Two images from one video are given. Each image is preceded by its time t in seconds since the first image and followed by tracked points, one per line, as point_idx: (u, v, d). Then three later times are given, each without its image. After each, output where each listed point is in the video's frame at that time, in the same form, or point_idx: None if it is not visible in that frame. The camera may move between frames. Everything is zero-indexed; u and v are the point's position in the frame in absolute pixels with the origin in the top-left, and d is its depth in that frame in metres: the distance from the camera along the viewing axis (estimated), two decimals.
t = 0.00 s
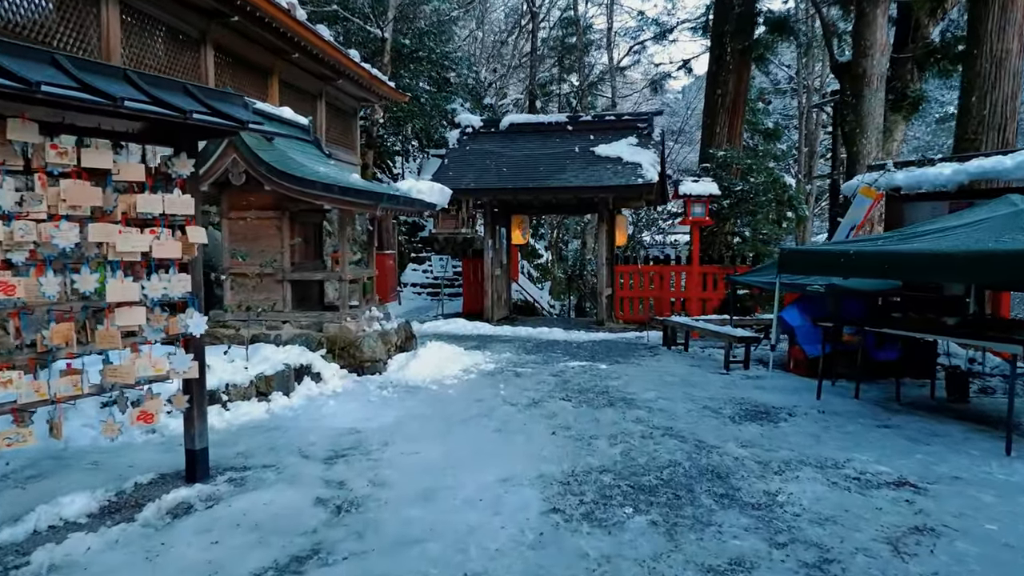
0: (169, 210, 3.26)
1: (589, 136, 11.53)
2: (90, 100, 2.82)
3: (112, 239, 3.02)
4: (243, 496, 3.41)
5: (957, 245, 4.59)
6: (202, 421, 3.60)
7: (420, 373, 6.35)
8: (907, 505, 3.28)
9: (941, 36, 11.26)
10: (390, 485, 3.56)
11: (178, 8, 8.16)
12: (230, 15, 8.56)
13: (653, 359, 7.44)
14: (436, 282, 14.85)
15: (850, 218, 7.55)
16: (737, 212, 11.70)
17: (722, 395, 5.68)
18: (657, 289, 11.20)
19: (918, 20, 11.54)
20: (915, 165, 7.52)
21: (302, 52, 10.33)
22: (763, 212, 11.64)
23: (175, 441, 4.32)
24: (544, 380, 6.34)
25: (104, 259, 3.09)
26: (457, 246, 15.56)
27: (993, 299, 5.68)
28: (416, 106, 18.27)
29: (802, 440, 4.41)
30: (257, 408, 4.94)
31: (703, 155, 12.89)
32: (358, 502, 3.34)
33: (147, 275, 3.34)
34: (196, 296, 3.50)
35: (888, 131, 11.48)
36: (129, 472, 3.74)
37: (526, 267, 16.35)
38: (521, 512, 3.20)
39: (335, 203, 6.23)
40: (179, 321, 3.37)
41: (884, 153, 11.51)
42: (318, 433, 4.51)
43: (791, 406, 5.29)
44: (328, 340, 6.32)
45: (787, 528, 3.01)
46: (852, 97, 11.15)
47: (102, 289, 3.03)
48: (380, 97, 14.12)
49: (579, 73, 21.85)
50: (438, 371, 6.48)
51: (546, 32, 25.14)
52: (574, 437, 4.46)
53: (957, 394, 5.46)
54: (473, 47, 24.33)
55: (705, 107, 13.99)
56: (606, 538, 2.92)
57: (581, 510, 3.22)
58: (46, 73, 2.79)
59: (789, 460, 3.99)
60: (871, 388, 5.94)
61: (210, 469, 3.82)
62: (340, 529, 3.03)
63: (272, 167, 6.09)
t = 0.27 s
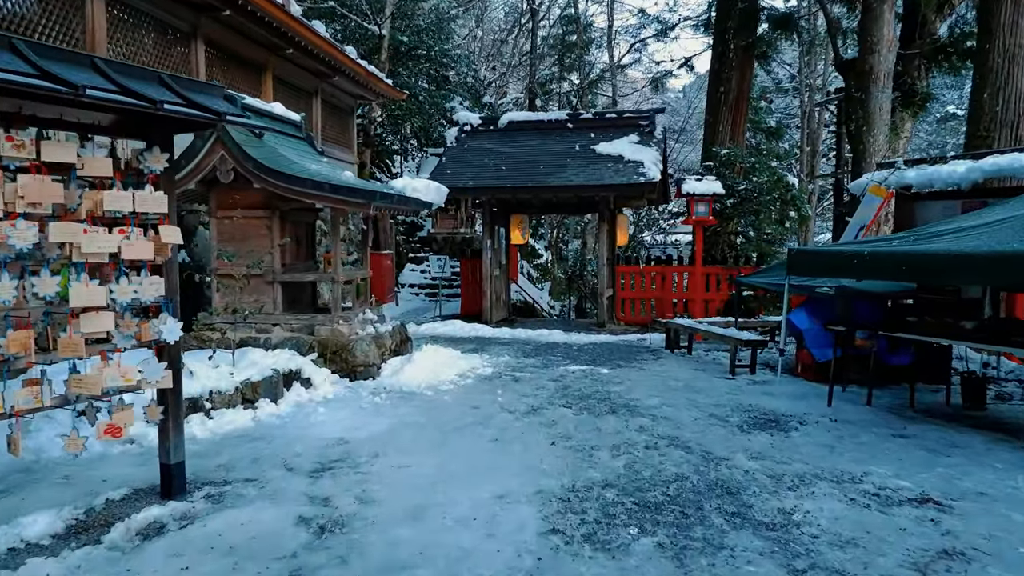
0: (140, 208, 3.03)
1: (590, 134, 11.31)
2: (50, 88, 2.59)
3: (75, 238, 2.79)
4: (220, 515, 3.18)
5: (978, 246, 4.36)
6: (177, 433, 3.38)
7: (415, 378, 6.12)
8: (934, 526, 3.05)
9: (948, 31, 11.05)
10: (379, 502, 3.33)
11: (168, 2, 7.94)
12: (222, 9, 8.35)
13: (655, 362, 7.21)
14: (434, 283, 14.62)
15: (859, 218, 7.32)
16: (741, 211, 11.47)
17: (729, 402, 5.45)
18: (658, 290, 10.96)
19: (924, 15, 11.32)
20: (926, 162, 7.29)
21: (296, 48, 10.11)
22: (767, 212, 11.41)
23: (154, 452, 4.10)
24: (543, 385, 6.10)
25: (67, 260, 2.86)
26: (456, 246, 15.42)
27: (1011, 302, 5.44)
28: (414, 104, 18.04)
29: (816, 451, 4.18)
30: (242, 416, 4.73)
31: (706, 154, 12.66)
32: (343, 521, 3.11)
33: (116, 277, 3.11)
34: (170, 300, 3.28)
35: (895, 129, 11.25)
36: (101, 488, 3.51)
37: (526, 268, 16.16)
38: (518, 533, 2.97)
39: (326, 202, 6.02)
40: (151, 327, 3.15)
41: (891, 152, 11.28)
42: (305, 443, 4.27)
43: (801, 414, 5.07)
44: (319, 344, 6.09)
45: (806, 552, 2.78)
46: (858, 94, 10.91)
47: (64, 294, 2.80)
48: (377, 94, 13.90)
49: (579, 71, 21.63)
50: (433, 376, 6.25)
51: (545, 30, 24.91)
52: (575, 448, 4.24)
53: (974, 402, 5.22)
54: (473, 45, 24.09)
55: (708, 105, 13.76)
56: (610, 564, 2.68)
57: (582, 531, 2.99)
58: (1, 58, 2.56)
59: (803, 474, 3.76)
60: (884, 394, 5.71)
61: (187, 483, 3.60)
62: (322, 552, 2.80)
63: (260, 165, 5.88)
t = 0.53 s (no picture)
0: (107, 203, 2.79)
1: (591, 132, 11.07)
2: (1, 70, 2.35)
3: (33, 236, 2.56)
4: (195, 536, 2.94)
5: (1005, 246, 4.11)
6: (150, 446, 3.14)
7: (409, 383, 5.88)
8: (967, 548, 2.82)
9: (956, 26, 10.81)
10: (367, 521, 3.10)
11: None
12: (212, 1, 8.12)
13: (659, 366, 6.98)
14: (432, 284, 14.40)
15: (869, 217, 7.16)
16: (745, 211, 11.23)
17: (737, 409, 5.22)
18: (660, 292, 10.75)
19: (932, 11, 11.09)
20: (939, 160, 7.06)
21: (290, 43, 9.89)
22: (772, 211, 11.18)
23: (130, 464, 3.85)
24: (543, 391, 5.87)
25: (26, 260, 2.62)
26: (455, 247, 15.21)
27: None
28: (412, 103, 17.81)
29: (832, 463, 3.95)
30: (227, 425, 4.49)
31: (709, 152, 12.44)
32: (328, 543, 2.88)
33: (82, 279, 2.87)
34: (141, 303, 3.04)
35: (902, 127, 11.02)
36: (69, 504, 3.27)
37: (525, 268, 15.94)
38: (517, 556, 2.73)
39: (317, 200, 5.78)
40: (119, 332, 2.91)
41: (898, 150, 11.05)
42: (292, 455, 4.04)
43: (814, 422, 4.84)
44: (310, 348, 5.87)
45: None
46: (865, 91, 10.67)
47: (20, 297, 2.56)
48: (373, 91, 13.67)
49: (579, 70, 21.40)
50: (428, 381, 6.01)
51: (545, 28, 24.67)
52: (577, 460, 4.00)
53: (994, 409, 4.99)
54: (472, 43, 23.84)
55: (710, 103, 13.53)
56: None
57: (586, 555, 2.75)
58: None
59: (821, 489, 3.53)
60: (898, 400, 5.49)
61: (163, 499, 3.35)
62: None
63: (248, 160, 5.64)
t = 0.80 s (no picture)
0: (69, 197, 2.57)
1: (592, 130, 10.83)
2: None
3: None
4: (167, 558, 2.71)
5: None
6: (120, 460, 2.91)
7: (404, 388, 5.65)
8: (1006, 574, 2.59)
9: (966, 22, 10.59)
10: (354, 541, 2.87)
11: None
12: None
13: (664, 370, 6.74)
14: (430, 285, 14.18)
15: (881, 215, 6.86)
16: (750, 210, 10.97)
17: (746, 416, 4.99)
18: (663, 293, 10.53)
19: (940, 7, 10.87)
20: (953, 157, 6.84)
21: (284, 37, 9.67)
22: (777, 211, 10.94)
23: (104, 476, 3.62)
24: (543, 396, 5.64)
25: None
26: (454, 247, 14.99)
27: None
28: (411, 101, 17.59)
29: (851, 476, 3.72)
30: (211, 434, 4.26)
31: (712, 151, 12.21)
32: (310, 567, 2.65)
33: (43, 279, 2.65)
34: (108, 306, 2.81)
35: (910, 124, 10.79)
36: (33, 522, 3.03)
37: (525, 269, 15.71)
38: None
39: (308, 198, 5.54)
40: (84, 337, 2.67)
41: (906, 148, 10.82)
42: (277, 466, 3.81)
43: (828, 430, 4.60)
44: (300, 351, 5.63)
45: None
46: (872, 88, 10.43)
47: None
48: (371, 89, 13.47)
49: (580, 68, 21.18)
50: (424, 386, 5.78)
51: (545, 27, 24.46)
52: (579, 472, 3.77)
53: (1017, 417, 4.76)
54: (472, 41, 23.61)
55: (713, 101, 13.31)
56: None
57: None
58: None
59: (841, 505, 3.29)
60: (914, 407, 5.26)
61: (135, 517, 3.12)
62: None
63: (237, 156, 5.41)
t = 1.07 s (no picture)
0: (20, 192, 2.34)
1: (593, 127, 10.59)
2: None
3: None
4: None
5: None
6: (83, 478, 2.68)
7: (398, 394, 5.41)
8: None
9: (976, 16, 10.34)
10: (337, 567, 2.64)
11: None
12: None
13: (668, 374, 6.51)
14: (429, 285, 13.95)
15: (894, 214, 6.59)
16: (755, 209, 10.73)
17: (756, 424, 4.75)
18: (666, 294, 10.31)
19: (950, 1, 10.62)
20: (968, 154, 6.61)
21: (278, 32, 9.44)
22: (782, 210, 10.69)
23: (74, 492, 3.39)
24: (543, 402, 5.40)
25: None
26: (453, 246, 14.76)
27: None
28: (410, 98, 17.35)
29: (871, 492, 3.49)
30: (193, 444, 4.03)
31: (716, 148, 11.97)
32: None
33: None
34: (67, 311, 2.58)
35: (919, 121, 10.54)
36: None
37: (525, 269, 15.48)
38: None
39: (298, 195, 5.31)
40: (39, 345, 2.44)
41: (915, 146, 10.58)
42: (259, 481, 3.58)
43: (843, 440, 4.37)
44: (290, 356, 5.39)
45: None
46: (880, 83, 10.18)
47: None
48: (368, 86, 13.23)
49: (581, 65, 20.93)
50: (419, 392, 5.54)
51: (546, 24, 24.21)
52: (581, 487, 3.53)
53: None
54: (472, 38, 23.37)
55: (717, 98, 13.07)
56: None
57: None
58: None
59: (864, 526, 3.06)
60: (932, 415, 5.02)
61: (102, 538, 2.89)
62: None
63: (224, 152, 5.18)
